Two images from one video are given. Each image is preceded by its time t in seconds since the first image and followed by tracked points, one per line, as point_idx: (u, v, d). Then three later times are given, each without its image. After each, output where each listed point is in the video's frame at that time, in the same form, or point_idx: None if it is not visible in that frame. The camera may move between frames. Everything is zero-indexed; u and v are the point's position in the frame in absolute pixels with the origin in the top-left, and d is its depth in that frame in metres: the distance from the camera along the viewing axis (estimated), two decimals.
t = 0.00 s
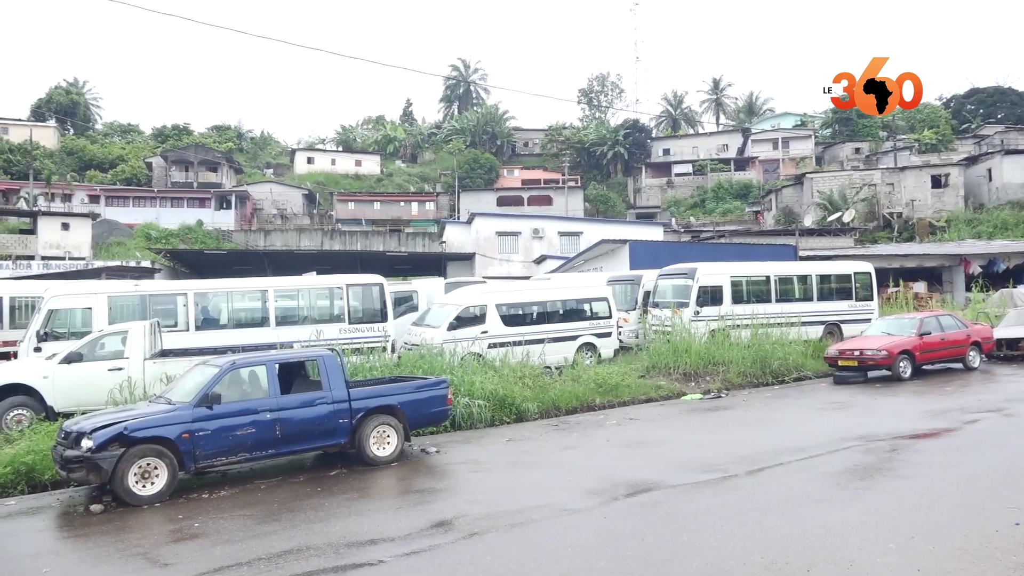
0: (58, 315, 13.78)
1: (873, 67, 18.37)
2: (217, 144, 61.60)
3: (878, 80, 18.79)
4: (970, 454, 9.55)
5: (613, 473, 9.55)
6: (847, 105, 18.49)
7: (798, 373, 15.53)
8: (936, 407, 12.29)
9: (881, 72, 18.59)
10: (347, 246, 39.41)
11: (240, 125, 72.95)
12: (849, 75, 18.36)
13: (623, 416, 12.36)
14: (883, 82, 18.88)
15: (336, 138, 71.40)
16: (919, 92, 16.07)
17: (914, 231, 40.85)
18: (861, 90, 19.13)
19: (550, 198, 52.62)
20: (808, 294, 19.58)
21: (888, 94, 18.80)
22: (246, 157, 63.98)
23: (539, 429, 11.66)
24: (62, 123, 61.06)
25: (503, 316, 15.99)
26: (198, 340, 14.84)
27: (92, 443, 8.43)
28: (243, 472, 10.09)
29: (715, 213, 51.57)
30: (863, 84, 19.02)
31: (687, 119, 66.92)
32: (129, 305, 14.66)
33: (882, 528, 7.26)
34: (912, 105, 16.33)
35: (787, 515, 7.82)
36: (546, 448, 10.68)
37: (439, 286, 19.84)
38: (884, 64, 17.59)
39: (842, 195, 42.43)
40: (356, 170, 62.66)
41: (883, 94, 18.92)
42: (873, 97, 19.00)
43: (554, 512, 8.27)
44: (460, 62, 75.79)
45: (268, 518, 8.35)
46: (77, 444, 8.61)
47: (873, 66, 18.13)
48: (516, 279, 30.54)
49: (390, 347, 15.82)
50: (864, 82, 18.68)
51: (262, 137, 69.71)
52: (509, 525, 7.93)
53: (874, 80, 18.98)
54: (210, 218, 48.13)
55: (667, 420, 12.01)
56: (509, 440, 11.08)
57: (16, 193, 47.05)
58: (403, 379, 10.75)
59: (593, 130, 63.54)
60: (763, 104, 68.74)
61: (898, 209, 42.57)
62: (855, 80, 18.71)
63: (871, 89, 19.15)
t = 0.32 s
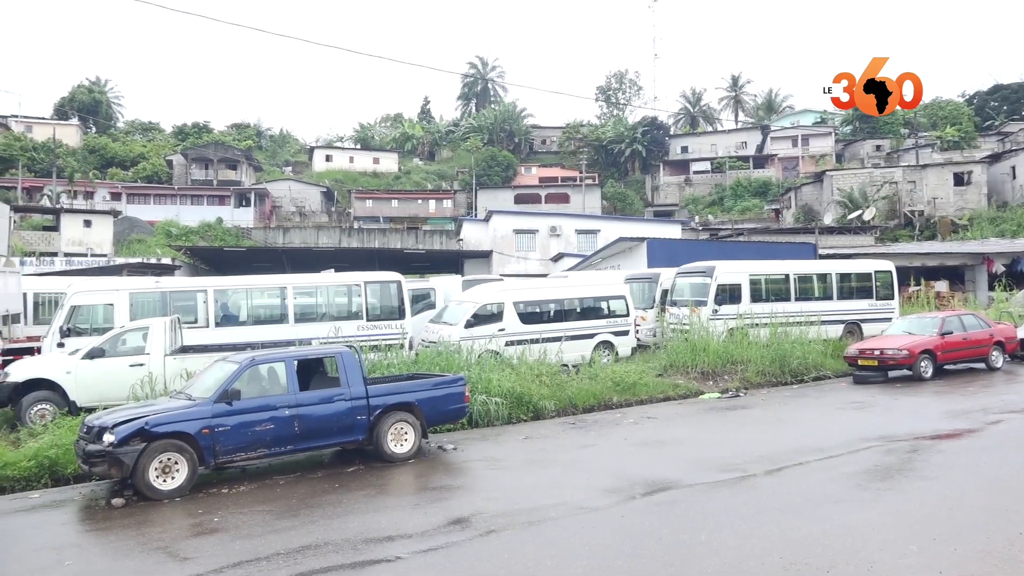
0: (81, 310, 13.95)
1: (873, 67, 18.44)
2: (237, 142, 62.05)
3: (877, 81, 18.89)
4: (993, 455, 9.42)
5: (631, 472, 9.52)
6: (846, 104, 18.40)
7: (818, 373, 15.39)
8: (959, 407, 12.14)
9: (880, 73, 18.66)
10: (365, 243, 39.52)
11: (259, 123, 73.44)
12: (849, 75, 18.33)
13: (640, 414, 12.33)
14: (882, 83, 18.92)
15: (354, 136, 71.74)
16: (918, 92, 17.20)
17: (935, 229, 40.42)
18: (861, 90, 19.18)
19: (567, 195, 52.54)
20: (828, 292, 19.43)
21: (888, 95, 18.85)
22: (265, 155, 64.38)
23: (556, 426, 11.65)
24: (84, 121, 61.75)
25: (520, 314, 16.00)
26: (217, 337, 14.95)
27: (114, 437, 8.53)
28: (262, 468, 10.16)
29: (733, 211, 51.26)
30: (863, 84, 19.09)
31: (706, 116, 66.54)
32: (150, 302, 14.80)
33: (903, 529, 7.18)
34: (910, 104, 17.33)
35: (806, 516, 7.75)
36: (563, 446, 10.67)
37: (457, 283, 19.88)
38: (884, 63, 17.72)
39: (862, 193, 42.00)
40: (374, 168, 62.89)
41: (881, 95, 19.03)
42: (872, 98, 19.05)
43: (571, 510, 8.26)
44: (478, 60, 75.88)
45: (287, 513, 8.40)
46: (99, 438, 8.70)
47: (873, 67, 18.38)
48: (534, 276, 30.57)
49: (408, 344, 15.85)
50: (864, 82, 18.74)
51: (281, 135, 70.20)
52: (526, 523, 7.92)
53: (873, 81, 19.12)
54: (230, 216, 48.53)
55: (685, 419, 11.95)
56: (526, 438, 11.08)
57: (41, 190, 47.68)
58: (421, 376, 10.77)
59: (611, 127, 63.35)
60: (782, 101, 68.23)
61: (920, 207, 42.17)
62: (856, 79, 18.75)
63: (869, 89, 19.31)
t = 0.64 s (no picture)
0: (117, 311, 14.21)
1: (873, 67, 18.31)
2: (267, 144, 62.91)
3: (877, 80, 18.75)
4: None
5: (661, 474, 9.46)
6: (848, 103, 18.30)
7: (851, 375, 15.17)
8: (998, 411, 11.89)
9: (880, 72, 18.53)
10: (395, 244, 39.73)
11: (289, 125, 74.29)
12: (850, 75, 18.18)
13: (671, 416, 12.24)
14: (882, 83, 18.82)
15: (383, 137, 72.20)
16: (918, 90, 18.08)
17: (971, 229, 39.69)
18: (861, 90, 19.01)
19: (595, 196, 52.44)
20: (862, 293, 19.15)
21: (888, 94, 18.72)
22: (296, 157, 64.99)
23: (585, 428, 11.62)
24: (120, 125, 62.88)
25: (549, 315, 15.97)
26: (249, 337, 15.11)
27: (150, 436, 8.66)
28: (294, 467, 10.24)
29: (763, 211, 50.77)
30: (864, 83, 18.95)
31: (735, 115, 65.99)
32: (184, 303, 15.01)
33: (941, 534, 7.04)
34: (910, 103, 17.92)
35: (841, 520, 7.64)
36: (592, 447, 10.64)
37: (485, 284, 19.91)
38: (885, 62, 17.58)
39: (897, 192, 41.39)
40: (403, 169, 63.27)
41: (881, 94, 18.87)
42: (873, 98, 18.84)
43: (602, 512, 8.22)
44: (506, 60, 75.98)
45: (319, 512, 8.46)
46: (135, 437, 8.84)
47: (873, 67, 18.23)
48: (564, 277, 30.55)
49: (438, 344, 15.90)
50: (865, 81, 18.55)
51: (311, 137, 70.89)
52: (556, 524, 7.90)
53: (872, 80, 19.01)
54: (261, 217, 49.15)
55: (717, 421, 11.85)
56: (556, 439, 11.06)
57: (78, 193, 48.69)
58: (451, 377, 10.80)
59: (639, 127, 63.09)
60: (813, 99, 67.37)
61: (956, 206, 41.41)
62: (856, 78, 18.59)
63: (869, 88, 19.18)
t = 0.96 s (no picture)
0: (166, 314, 14.54)
1: (872, 67, 17.96)
2: (309, 150, 64.06)
3: (877, 80, 18.38)
4: None
5: (703, 479, 9.33)
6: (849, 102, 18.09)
7: (899, 378, 14.81)
8: None
9: (881, 72, 18.17)
10: (435, 247, 39.95)
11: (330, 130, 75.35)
12: (850, 74, 17.80)
13: (713, 419, 12.10)
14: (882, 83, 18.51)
15: (423, 142, 72.77)
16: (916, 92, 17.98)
17: None
18: (860, 90, 18.58)
19: (635, 198, 52.19)
20: (909, 294, 18.72)
21: (889, 95, 18.33)
22: (337, 163, 65.76)
23: (627, 431, 11.54)
24: (167, 133, 64.41)
25: (589, 317, 15.91)
26: (293, 340, 15.33)
27: (198, 437, 8.84)
28: (338, 469, 10.34)
29: (807, 211, 49.89)
30: (864, 84, 18.57)
31: (777, 115, 65.07)
32: (229, 306, 15.31)
33: (997, 543, 6.83)
34: (910, 104, 17.71)
35: (891, 527, 7.46)
36: (634, 450, 10.55)
37: (525, 287, 19.90)
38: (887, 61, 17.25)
39: (946, 191, 40.35)
40: (442, 173, 63.61)
41: (881, 95, 18.47)
42: (873, 97, 18.38)
43: (644, 516, 8.15)
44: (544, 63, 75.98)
45: (363, 514, 8.54)
46: (184, 438, 9.03)
47: (873, 67, 17.89)
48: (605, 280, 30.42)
49: (478, 347, 15.95)
50: (865, 81, 18.15)
51: (351, 142, 71.74)
52: (598, 528, 7.85)
53: (872, 81, 18.63)
54: (304, 222, 49.78)
55: (760, 425, 11.68)
56: (597, 442, 10.99)
57: (127, 200, 50.02)
58: (492, 379, 10.80)
59: (679, 128, 62.60)
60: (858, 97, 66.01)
61: (1007, 205, 40.15)
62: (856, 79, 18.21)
63: (869, 89, 18.79)
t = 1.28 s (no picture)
0: (205, 315, 14.81)
1: (872, 67, 17.72)
2: (344, 153, 64.87)
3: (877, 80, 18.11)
4: None
5: (739, 483, 9.23)
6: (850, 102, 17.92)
7: (941, 383, 14.48)
8: None
9: (881, 72, 17.93)
10: (468, 250, 40.06)
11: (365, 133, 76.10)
12: (850, 74, 17.56)
13: (749, 423, 11.96)
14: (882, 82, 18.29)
15: (456, 144, 73.17)
16: (917, 91, 17.76)
17: None
18: (860, 90, 18.37)
19: (669, 200, 51.89)
20: (951, 297, 18.34)
21: (889, 94, 18.08)
22: (371, 166, 66.29)
23: (661, 434, 11.46)
24: (206, 137, 65.60)
25: (623, 319, 15.85)
26: (329, 341, 15.47)
27: (236, 436, 8.96)
28: (373, 470, 10.40)
29: (845, 212, 49.09)
30: (864, 82, 18.31)
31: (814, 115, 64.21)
32: (267, 307, 15.52)
33: None
34: (910, 104, 17.51)
35: (933, 535, 7.29)
36: (668, 454, 10.47)
37: (559, 289, 19.89)
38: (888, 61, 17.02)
39: (989, 191, 39.32)
40: (476, 175, 63.67)
41: (881, 94, 18.22)
42: (873, 97, 18.14)
43: (679, 521, 8.07)
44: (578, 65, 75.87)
45: (397, 514, 8.58)
46: (222, 437, 9.17)
47: (873, 67, 17.66)
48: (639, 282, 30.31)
49: (512, 349, 15.95)
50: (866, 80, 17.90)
51: (386, 145, 72.39)
52: (632, 532, 7.79)
53: (872, 80, 18.38)
54: (339, 224, 50.28)
55: (797, 429, 11.50)
56: (631, 445, 10.93)
57: (168, 203, 51.06)
58: (525, 382, 10.80)
59: (714, 129, 62.11)
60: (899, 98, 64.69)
61: None
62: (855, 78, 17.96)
63: (869, 89, 18.56)
